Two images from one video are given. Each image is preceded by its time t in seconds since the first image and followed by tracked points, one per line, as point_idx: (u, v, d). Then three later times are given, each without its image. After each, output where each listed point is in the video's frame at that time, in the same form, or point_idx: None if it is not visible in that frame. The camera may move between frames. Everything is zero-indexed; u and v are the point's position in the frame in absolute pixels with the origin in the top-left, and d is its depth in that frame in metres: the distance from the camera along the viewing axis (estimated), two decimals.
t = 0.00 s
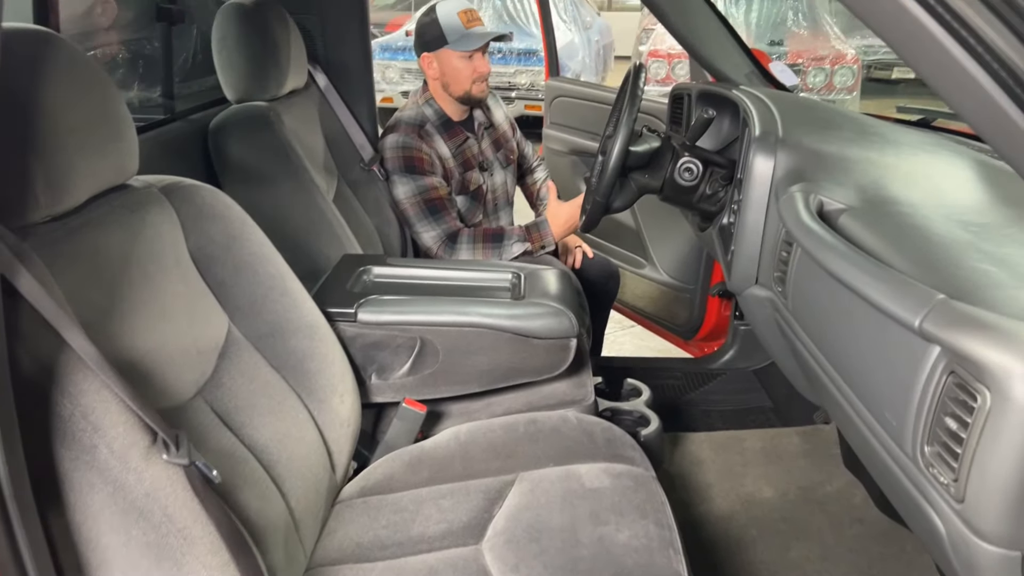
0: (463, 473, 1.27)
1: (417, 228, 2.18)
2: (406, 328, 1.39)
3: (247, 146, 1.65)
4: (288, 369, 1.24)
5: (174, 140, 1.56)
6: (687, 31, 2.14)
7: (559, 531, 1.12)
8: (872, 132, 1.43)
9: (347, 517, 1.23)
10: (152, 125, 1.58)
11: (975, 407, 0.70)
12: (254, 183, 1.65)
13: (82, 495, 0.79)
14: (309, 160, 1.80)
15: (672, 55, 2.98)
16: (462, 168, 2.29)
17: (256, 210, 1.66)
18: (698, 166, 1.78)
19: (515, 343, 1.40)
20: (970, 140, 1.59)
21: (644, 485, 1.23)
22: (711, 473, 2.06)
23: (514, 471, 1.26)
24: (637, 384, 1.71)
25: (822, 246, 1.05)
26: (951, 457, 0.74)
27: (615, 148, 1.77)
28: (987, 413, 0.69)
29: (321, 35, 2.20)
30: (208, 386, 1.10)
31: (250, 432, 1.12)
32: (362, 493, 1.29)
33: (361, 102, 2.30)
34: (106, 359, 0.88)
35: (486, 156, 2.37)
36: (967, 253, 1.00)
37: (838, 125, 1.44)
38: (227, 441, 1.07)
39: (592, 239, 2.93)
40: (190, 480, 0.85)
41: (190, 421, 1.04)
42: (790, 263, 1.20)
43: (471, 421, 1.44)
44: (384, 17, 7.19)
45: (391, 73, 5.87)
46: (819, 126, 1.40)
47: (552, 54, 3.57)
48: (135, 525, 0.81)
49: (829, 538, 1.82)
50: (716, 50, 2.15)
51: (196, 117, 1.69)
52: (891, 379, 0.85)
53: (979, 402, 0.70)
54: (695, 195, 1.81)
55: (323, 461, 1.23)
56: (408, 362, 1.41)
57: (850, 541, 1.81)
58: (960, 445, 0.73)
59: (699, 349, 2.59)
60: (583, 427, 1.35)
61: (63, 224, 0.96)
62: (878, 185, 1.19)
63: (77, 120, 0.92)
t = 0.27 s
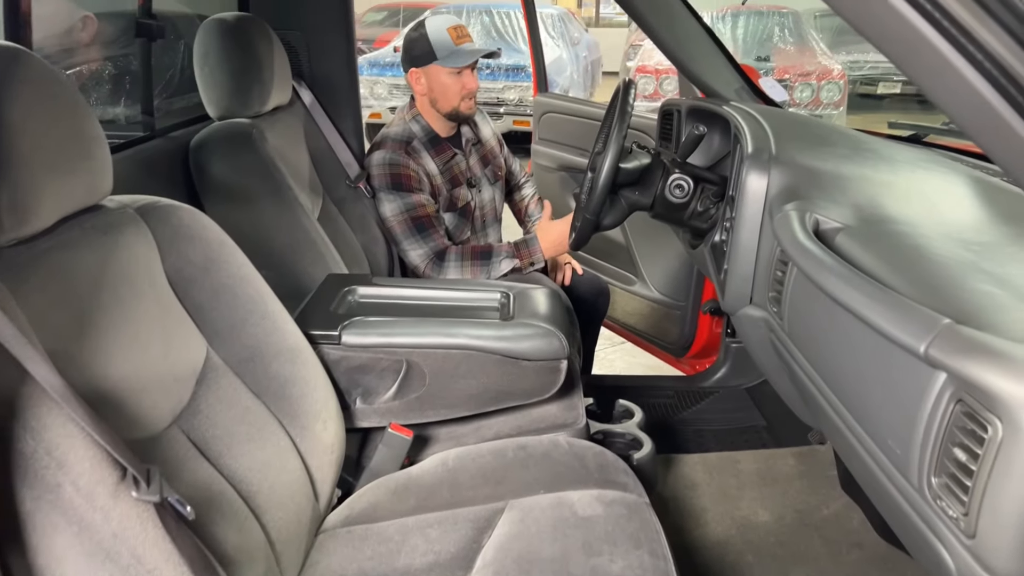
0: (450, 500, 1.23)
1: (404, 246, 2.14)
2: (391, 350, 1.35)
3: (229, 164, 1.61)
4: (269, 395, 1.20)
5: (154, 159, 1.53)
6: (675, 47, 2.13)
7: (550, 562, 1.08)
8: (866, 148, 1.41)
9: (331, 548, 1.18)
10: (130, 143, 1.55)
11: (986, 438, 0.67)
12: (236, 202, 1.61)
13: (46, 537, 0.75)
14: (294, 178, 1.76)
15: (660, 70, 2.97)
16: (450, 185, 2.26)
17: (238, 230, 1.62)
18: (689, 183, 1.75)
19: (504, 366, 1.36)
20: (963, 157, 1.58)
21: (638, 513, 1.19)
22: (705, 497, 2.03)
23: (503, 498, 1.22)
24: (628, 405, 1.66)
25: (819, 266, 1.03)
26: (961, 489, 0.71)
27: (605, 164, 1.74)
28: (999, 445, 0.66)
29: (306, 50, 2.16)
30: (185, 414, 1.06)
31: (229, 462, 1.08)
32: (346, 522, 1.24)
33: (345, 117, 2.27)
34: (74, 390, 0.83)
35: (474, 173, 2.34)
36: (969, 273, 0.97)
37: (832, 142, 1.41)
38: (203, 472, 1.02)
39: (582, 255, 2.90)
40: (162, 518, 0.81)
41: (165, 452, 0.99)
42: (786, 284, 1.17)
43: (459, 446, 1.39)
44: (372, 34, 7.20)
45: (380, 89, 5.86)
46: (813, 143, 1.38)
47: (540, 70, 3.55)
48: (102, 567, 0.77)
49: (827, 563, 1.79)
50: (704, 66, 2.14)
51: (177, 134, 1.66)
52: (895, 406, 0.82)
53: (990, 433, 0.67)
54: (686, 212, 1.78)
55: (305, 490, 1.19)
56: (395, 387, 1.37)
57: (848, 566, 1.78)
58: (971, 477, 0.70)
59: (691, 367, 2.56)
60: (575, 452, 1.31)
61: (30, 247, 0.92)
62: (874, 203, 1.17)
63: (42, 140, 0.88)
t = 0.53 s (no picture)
0: (444, 525, 1.19)
1: (396, 261, 2.11)
2: (384, 370, 1.32)
3: (217, 179, 1.58)
4: (257, 418, 1.16)
5: (139, 174, 1.49)
6: (670, 59, 2.11)
7: None
8: (867, 163, 1.39)
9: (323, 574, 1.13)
10: (116, 158, 1.52)
11: (1005, 469, 0.65)
12: (225, 218, 1.58)
13: None
14: (284, 194, 1.73)
15: (654, 82, 2.96)
16: (443, 199, 2.23)
17: (226, 246, 1.59)
18: (686, 197, 1.73)
19: (499, 386, 1.33)
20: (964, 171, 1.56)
21: (637, 538, 1.16)
22: (704, 518, 1.99)
23: (498, 523, 1.18)
24: (625, 424, 1.64)
25: (824, 286, 1.00)
26: (979, 522, 0.68)
27: (601, 178, 1.71)
28: (1020, 477, 0.63)
29: (296, 62, 2.14)
30: (168, 440, 1.02)
31: (215, 489, 1.04)
32: (336, 548, 1.18)
33: (337, 130, 2.24)
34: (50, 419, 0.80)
35: (468, 186, 2.31)
36: (978, 293, 0.94)
37: (832, 156, 1.39)
38: (188, 501, 0.98)
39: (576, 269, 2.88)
40: (143, 553, 0.78)
41: (147, 481, 0.96)
42: (788, 302, 1.14)
43: (453, 469, 1.36)
44: (365, 45, 7.19)
45: (372, 101, 5.84)
46: (813, 158, 1.36)
47: (534, 82, 3.54)
48: None
49: None
50: (699, 78, 2.12)
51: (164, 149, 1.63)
52: (907, 433, 0.79)
53: (1010, 464, 0.64)
54: (683, 227, 1.76)
55: (295, 517, 1.14)
56: (386, 408, 1.33)
57: None
58: (989, 510, 0.67)
59: (687, 382, 2.53)
60: (572, 475, 1.28)
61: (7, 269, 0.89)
62: (877, 220, 1.14)
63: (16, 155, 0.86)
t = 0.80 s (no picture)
0: (442, 549, 1.14)
1: (392, 274, 2.08)
2: (379, 388, 1.28)
3: (209, 191, 1.55)
4: (250, 439, 1.12)
5: (129, 187, 1.46)
6: (670, 68, 2.08)
7: None
8: (874, 176, 1.36)
9: None
10: (105, 169, 1.49)
11: None
12: (216, 231, 1.55)
13: None
14: (278, 205, 1.70)
15: (649, 91, 2.92)
16: (440, 210, 2.20)
17: (218, 260, 1.55)
18: (687, 209, 1.70)
19: (499, 404, 1.30)
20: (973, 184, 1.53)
21: (642, 561, 1.12)
22: (708, 537, 1.96)
23: (497, 546, 1.15)
24: (627, 440, 1.61)
25: (836, 303, 0.97)
26: (1004, 555, 0.65)
27: (601, 190, 1.68)
28: None
29: (291, 72, 2.11)
30: (156, 463, 0.99)
31: (204, 514, 1.00)
32: (330, 572, 1.14)
33: (332, 141, 2.21)
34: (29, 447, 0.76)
35: (464, 197, 2.28)
36: (994, 311, 0.91)
37: (838, 168, 1.37)
38: (175, 527, 0.95)
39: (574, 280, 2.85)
40: None
41: (132, 509, 0.92)
42: (797, 319, 1.11)
43: (450, 489, 1.32)
44: (361, 54, 7.17)
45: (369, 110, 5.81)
46: (818, 170, 1.33)
47: (531, 91, 3.52)
48: None
49: None
50: (699, 88, 2.10)
51: (154, 160, 1.60)
52: (929, 457, 0.76)
53: None
54: (684, 239, 1.73)
55: (288, 541, 1.11)
56: (382, 427, 1.29)
57: None
58: (1015, 542, 0.64)
59: (687, 394, 2.50)
60: (574, 497, 1.24)
61: None
62: (887, 236, 1.12)
63: None
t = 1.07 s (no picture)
0: (442, 570, 1.10)
1: (390, 284, 2.04)
2: (376, 404, 1.24)
3: (202, 201, 1.51)
4: (243, 458, 1.09)
5: (119, 196, 1.42)
6: (671, 75, 2.05)
7: None
8: (882, 184, 1.33)
9: None
10: (95, 178, 1.45)
11: None
12: (209, 241, 1.51)
13: None
14: (273, 215, 1.66)
15: (648, 98, 2.89)
16: (438, 219, 2.17)
17: (211, 270, 1.51)
18: (690, 218, 1.67)
19: (499, 419, 1.26)
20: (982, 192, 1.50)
21: None
22: (713, 555, 1.93)
23: (498, 566, 1.11)
24: (630, 454, 1.58)
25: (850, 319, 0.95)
26: None
27: (603, 199, 1.65)
28: None
29: (287, 79, 2.08)
30: (144, 485, 0.95)
31: (194, 536, 0.97)
32: None
33: (329, 149, 2.18)
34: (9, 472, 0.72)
35: (463, 206, 2.25)
36: (1012, 326, 0.88)
37: (845, 177, 1.34)
38: (162, 552, 0.92)
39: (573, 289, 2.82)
40: None
41: (118, 535, 0.90)
42: (808, 333, 1.09)
43: (450, 507, 1.28)
44: (359, 62, 7.15)
45: (366, 117, 5.77)
46: (825, 179, 1.30)
47: (529, 98, 3.49)
48: None
49: None
50: (700, 94, 2.07)
51: (146, 169, 1.57)
52: (957, 479, 0.75)
53: None
54: (687, 249, 1.70)
55: (282, 562, 1.07)
56: (379, 443, 1.26)
57: None
58: None
59: (689, 405, 2.47)
60: (578, 516, 1.20)
61: None
62: (899, 247, 1.09)
63: None
